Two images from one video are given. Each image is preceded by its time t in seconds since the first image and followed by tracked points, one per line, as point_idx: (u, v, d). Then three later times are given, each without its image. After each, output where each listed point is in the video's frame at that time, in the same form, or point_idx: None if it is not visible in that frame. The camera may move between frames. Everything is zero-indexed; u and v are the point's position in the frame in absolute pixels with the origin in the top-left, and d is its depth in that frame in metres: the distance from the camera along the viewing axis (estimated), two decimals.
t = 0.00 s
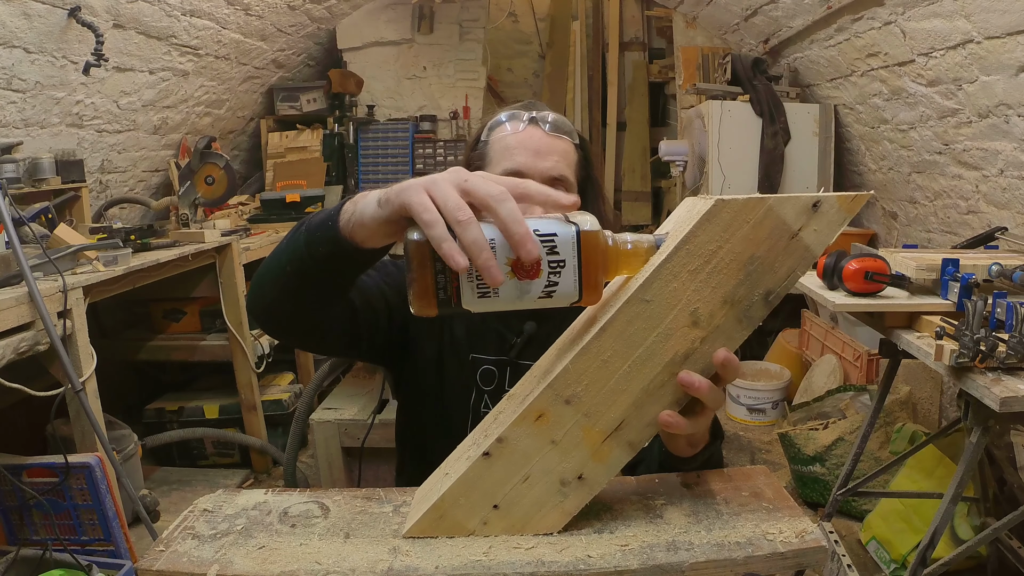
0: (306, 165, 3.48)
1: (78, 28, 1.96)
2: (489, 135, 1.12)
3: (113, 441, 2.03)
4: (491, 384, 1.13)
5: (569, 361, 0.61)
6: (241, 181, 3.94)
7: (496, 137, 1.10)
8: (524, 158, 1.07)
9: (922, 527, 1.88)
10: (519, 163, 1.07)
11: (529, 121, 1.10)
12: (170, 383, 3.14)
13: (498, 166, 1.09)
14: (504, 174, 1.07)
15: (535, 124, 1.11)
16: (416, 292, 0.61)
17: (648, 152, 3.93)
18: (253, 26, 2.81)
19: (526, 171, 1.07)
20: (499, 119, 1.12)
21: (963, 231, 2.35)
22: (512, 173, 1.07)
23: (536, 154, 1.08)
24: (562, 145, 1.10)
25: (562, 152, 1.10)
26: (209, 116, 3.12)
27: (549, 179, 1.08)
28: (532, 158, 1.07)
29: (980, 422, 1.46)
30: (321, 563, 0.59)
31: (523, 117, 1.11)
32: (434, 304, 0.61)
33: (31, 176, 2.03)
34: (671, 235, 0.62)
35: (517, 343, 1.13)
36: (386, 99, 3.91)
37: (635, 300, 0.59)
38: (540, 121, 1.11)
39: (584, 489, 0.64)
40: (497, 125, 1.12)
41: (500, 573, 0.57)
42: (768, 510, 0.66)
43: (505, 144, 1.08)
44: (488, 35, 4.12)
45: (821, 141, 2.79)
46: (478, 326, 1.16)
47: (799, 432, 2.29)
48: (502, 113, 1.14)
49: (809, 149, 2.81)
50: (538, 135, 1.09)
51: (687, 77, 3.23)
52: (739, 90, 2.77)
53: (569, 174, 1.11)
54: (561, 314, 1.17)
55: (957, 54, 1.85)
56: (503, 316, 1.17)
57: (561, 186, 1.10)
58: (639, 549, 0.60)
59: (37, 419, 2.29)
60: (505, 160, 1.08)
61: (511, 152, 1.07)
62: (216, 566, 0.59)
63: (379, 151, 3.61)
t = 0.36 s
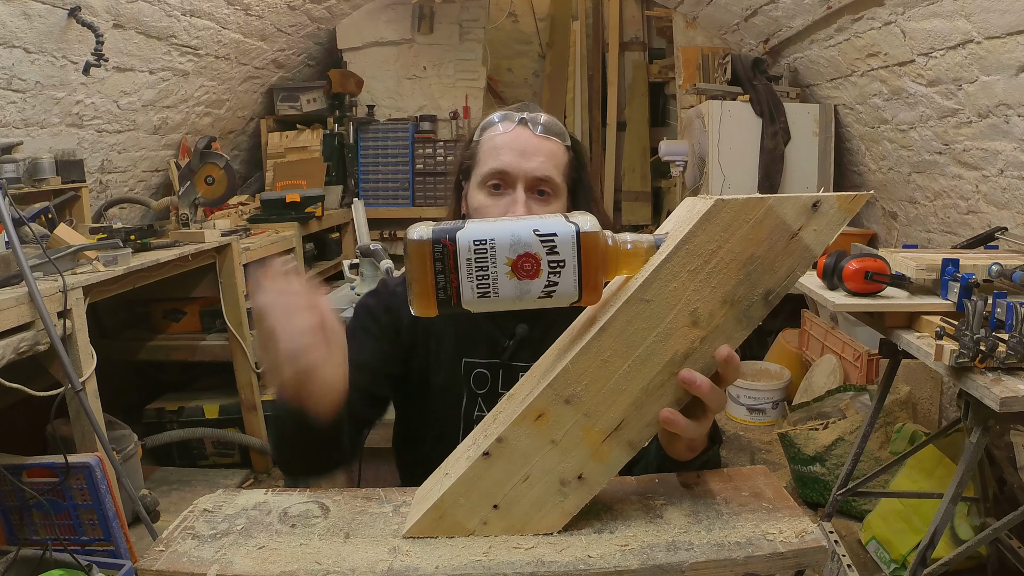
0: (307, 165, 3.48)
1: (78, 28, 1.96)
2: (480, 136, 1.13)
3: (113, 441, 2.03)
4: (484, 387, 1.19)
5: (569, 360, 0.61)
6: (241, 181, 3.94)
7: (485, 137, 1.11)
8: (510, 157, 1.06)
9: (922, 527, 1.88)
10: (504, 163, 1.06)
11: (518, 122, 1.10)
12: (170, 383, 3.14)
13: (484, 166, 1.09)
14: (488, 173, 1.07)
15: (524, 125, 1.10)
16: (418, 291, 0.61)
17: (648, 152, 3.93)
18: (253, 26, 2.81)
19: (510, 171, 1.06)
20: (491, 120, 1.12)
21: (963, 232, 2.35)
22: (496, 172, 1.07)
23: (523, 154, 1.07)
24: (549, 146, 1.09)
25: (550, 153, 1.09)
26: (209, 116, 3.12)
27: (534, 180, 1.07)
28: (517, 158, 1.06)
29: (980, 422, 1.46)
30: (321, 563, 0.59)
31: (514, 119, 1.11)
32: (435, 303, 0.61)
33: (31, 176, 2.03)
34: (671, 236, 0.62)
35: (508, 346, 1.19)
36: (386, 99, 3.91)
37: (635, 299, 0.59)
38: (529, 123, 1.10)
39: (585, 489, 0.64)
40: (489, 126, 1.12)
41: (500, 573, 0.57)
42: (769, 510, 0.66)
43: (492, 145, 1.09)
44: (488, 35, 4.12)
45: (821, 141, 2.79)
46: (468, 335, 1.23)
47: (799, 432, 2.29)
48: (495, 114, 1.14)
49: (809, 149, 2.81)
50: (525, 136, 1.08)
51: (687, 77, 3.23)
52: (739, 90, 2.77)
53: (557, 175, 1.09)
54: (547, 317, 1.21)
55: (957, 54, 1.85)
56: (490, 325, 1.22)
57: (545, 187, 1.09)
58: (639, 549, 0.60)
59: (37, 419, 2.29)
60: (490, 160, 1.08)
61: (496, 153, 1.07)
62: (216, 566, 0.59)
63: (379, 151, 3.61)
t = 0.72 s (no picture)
0: (306, 165, 3.49)
1: (78, 28, 1.96)
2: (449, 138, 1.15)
3: (113, 441, 2.03)
4: (472, 391, 1.09)
5: (569, 361, 0.60)
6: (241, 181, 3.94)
7: (454, 139, 1.13)
8: (478, 158, 1.09)
9: (922, 527, 1.89)
10: (473, 165, 1.09)
11: (484, 123, 1.12)
12: (170, 383, 3.14)
13: (455, 169, 1.11)
14: (459, 176, 1.10)
15: (489, 125, 1.12)
16: (417, 294, 0.60)
17: (648, 152, 3.93)
18: (253, 26, 2.81)
19: (480, 172, 1.09)
20: (459, 122, 1.14)
21: (963, 232, 2.35)
22: (467, 175, 1.09)
23: (491, 154, 1.09)
24: (517, 143, 1.11)
25: (518, 149, 1.11)
26: (209, 116, 3.12)
27: (505, 178, 1.09)
28: (486, 157, 1.08)
29: (980, 423, 1.46)
30: (321, 563, 0.59)
31: (479, 119, 1.13)
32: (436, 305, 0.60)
33: (31, 176, 2.03)
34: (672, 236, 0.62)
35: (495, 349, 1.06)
36: (386, 99, 3.91)
37: (637, 300, 0.59)
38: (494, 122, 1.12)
39: (585, 488, 0.64)
40: (457, 127, 1.14)
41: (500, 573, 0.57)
42: (769, 510, 0.66)
43: (460, 147, 1.11)
44: (488, 35, 4.13)
45: (822, 141, 2.79)
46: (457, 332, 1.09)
47: (800, 432, 2.29)
48: (463, 115, 1.16)
49: (809, 149, 2.81)
50: (493, 136, 1.11)
51: (687, 77, 3.23)
52: (739, 90, 2.77)
53: (527, 172, 1.11)
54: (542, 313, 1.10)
55: (957, 54, 1.85)
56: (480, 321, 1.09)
57: (517, 184, 1.11)
58: (639, 549, 0.60)
59: (37, 419, 2.29)
60: (460, 162, 1.11)
61: (466, 154, 1.10)
62: (216, 566, 0.59)
63: (379, 151, 3.61)
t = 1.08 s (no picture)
0: (306, 165, 3.49)
1: (78, 28, 1.96)
2: (440, 149, 1.21)
3: (113, 441, 2.03)
4: (486, 406, 1.18)
5: (728, 352, 0.59)
6: (241, 181, 3.94)
7: (447, 149, 1.18)
8: (470, 166, 1.14)
9: (923, 528, 1.89)
10: (466, 173, 1.14)
11: (475, 133, 1.19)
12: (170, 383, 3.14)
13: (446, 177, 1.16)
14: (451, 184, 1.14)
15: (479, 136, 1.19)
16: (580, 288, 0.56)
17: (648, 152, 3.93)
18: (253, 26, 2.81)
19: (471, 180, 1.14)
20: (449, 133, 1.21)
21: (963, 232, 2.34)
22: (459, 182, 1.14)
23: (482, 162, 1.15)
24: (508, 152, 1.18)
25: (508, 158, 1.17)
26: (210, 116, 3.12)
27: (496, 186, 1.14)
28: (477, 165, 1.14)
29: (980, 422, 1.46)
30: (321, 563, 0.59)
31: (470, 130, 1.20)
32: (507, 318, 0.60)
33: (31, 176, 2.03)
34: (813, 230, 0.60)
35: (500, 366, 1.16)
36: (386, 99, 3.91)
37: (791, 291, 0.58)
38: (484, 133, 1.19)
39: (733, 477, 0.63)
40: (448, 138, 1.20)
41: (500, 573, 0.57)
42: (769, 510, 0.66)
43: (451, 156, 1.17)
44: (488, 35, 4.13)
45: (822, 141, 2.79)
46: (465, 348, 1.20)
47: (800, 432, 2.29)
48: (454, 127, 1.23)
49: (809, 149, 2.80)
50: (484, 145, 1.17)
51: (687, 77, 3.23)
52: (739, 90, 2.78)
53: (519, 181, 1.16)
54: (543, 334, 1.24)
55: (957, 54, 1.85)
56: (485, 338, 1.20)
57: (509, 192, 1.16)
58: (639, 549, 0.60)
59: (37, 419, 2.29)
60: (451, 171, 1.16)
61: (457, 163, 1.15)
62: (216, 566, 0.59)
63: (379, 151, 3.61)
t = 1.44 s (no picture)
0: (306, 165, 3.49)
1: (78, 28, 1.96)
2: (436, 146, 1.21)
3: (113, 441, 2.03)
4: (481, 404, 1.17)
5: (729, 351, 0.59)
6: (241, 181, 3.94)
7: (445, 147, 1.18)
8: (470, 164, 1.15)
9: (923, 527, 1.89)
10: (466, 170, 1.14)
11: (473, 131, 1.19)
12: (170, 383, 3.14)
13: (445, 174, 1.16)
14: (451, 181, 1.15)
15: (478, 133, 1.19)
16: (581, 288, 0.56)
17: (648, 152, 3.93)
18: (253, 26, 2.81)
19: (472, 177, 1.14)
20: (446, 130, 1.21)
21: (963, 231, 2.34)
22: (459, 179, 1.14)
23: (482, 160, 1.15)
24: (505, 150, 1.18)
25: (506, 157, 1.18)
26: (209, 116, 3.12)
27: (496, 184, 1.15)
28: (477, 162, 1.15)
29: (980, 422, 1.46)
30: (320, 563, 0.59)
31: (467, 128, 1.20)
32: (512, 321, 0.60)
33: (31, 176, 2.03)
34: (814, 230, 0.60)
35: (494, 363, 1.16)
36: (386, 99, 3.91)
37: (791, 291, 0.58)
38: (482, 131, 1.19)
39: (733, 476, 0.63)
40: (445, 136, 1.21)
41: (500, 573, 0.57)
42: (769, 510, 0.66)
43: (450, 154, 1.17)
44: (488, 35, 4.12)
45: (822, 141, 2.79)
46: (459, 347, 1.20)
47: (800, 433, 2.29)
48: (449, 125, 1.23)
49: (809, 149, 2.80)
50: (483, 143, 1.17)
51: (687, 76, 3.23)
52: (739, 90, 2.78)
53: (516, 179, 1.17)
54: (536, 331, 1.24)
55: (957, 54, 1.85)
56: (477, 335, 1.21)
57: (508, 191, 1.17)
58: (639, 549, 0.60)
59: (37, 419, 2.29)
60: (450, 169, 1.16)
61: (457, 160, 1.15)
62: (216, 566, 0.59)
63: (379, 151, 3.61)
